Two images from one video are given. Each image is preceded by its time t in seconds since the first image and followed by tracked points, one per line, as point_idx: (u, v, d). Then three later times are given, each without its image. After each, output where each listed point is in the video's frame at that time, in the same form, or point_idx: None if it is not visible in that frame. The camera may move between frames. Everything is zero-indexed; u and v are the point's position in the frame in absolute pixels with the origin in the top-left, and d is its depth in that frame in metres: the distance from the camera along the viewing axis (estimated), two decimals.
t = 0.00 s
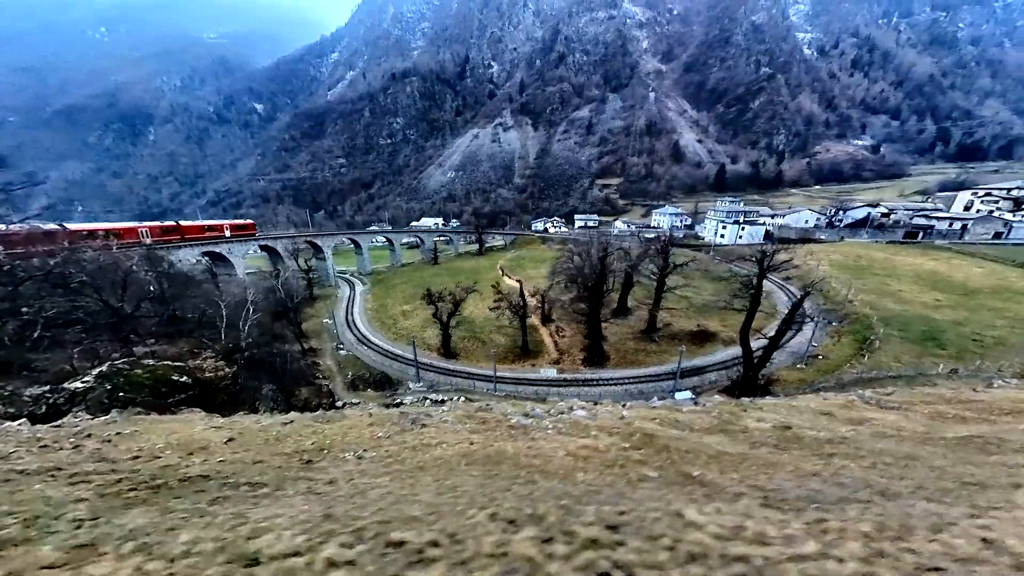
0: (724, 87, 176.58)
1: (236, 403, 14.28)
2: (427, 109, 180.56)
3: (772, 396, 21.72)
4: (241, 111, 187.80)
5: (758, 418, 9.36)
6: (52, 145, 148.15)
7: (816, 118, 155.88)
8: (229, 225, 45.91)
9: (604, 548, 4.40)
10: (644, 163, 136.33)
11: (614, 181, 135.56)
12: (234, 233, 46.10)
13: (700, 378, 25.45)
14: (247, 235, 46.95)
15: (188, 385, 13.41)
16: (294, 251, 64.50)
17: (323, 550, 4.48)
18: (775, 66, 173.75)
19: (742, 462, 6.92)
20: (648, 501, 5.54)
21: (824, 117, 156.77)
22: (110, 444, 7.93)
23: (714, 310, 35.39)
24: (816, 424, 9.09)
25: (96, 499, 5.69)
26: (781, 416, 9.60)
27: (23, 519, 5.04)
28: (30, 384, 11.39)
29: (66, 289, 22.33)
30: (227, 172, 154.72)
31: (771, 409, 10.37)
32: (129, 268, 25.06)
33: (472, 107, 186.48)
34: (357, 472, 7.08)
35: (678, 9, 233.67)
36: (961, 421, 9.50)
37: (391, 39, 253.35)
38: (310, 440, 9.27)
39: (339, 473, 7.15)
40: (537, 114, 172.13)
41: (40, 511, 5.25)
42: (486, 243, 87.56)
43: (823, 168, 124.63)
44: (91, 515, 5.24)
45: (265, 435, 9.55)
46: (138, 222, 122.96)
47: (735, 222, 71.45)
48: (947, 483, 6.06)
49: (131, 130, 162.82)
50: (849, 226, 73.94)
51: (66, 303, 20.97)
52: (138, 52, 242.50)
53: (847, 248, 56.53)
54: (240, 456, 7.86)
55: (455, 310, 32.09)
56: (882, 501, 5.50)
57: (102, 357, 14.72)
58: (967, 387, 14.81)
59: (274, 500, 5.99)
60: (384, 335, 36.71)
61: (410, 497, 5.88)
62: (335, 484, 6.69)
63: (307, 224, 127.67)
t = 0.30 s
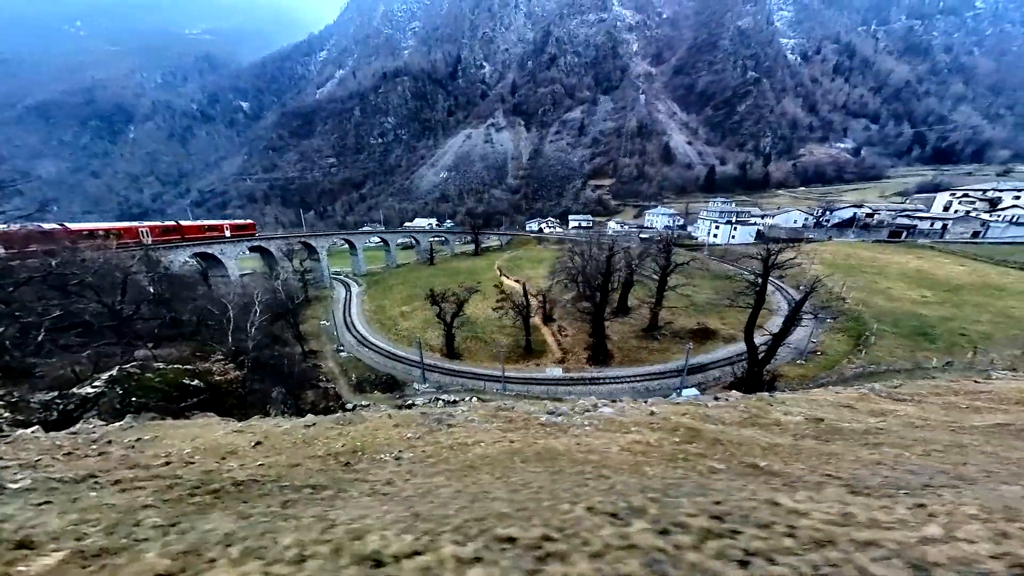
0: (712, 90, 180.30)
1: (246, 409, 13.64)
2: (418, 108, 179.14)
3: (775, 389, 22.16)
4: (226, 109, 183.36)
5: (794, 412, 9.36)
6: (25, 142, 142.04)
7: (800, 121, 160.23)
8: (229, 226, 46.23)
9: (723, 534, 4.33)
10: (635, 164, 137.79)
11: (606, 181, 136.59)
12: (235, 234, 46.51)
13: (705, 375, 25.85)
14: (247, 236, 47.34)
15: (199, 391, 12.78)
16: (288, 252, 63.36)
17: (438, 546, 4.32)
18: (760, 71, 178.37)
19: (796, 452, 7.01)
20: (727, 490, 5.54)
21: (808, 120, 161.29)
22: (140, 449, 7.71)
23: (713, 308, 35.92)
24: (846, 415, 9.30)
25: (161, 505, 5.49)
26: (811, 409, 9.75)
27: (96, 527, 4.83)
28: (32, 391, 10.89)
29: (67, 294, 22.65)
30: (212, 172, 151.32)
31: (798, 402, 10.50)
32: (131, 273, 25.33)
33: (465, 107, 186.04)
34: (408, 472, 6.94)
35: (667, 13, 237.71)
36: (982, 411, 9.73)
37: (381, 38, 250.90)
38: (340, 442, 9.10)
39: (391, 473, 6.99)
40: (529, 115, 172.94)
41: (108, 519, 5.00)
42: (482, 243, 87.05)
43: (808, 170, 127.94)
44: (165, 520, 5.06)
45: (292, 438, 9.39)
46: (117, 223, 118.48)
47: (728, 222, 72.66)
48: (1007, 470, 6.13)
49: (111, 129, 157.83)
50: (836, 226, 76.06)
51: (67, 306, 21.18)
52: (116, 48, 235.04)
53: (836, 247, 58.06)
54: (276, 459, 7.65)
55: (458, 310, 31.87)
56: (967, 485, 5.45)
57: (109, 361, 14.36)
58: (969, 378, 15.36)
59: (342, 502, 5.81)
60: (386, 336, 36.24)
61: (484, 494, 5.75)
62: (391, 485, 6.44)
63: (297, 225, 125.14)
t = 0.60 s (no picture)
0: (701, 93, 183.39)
1: (259, 411, 13.31)
2: (410, 108, 177.71)
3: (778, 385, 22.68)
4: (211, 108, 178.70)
5: (823, 405, 9.66)
6: None
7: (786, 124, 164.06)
8: (230, 226, 46.70)
9: (832, 519, 4.39)
10: (627, 166, 139.40)
11: (599, 183, 137.65)
12: (236, 234, 47.07)
13: (708, 372, 26.32)
14: (248, 236, 47.97)
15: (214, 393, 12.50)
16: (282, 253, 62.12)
17: (558, 540, 4.27)
18: (746, 75, 182.28)
19: (843, 441, 7.19)
20: (803, 479, 5.61)
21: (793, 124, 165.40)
22: (174, 456, 7.45)
23: (712, 306, 36.57)
24: (871, 407, 9.60)
25: (237, 509, 5.29)
26: (837, 402, 10.03)
27: (184, 531, 4.64)
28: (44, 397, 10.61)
29: (68, 296, 22.44)
30: (197, 172, 147.34)
31: (820, 396, 10.84)
32: (128, 274, 24.92)
33: (457, 107, 185.35)
34: (464, 471, 6.85)
35: (657, 17, 241.32)
36: (996, 400, 10.19)
37: (371, 37, 248.30)
38: (373, 444, 8.92)
39: (447, 473, 6.89)
40: (522, 116, 173.31)
41: (190, 525, 4.78)
42: (479, 244, 86.74)
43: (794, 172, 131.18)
44: (249, 524, 4.88)
45: (321, 441, 9.16)
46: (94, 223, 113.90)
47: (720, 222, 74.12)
48: None
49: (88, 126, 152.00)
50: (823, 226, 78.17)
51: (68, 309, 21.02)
52: (93, 43, 226.63)
53: (824, 246, 59.71)
54: (320, 463, 7.46)
55: (463, 311, 31.64)
56: None
57: (118, 365, 14.17)
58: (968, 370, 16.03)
59: (417, 500, 5.68)
60: (387, 338, 35.69)
61: (560, 490, 5.71)
62: (457, 483, 6.33)
63: (286, 226, 122.62)
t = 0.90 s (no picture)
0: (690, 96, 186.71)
1: (278, 415, 12.93)
2: (401, 109, 176.39)
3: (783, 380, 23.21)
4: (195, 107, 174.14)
5: (847, 397, 10.01)
6: None
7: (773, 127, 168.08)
8: (230, 228, 46.52)
9: (935, 499, 4.52)
10: (619, 167, 140.90)
11: (591, 184, 138.85)
12: (236, 236, 46.83)
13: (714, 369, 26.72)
14: (249, 238, 47.78)
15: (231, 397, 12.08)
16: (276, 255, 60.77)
17: (682, 526, 4.27)
18: (733, 79, 186.53)
19: (890, 430, 7.43)
20: (875, 465, 5.77)
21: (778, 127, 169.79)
22: (210, 460, 7.23)
23: (711, 305, 37.16)
24: (889, 397, 10.03)
25: (326, 509, 5.19)
26: (858, 394, 10.38)
27: (295, 532, 4.54)
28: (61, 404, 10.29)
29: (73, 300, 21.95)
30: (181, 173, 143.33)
31: (840, 389, 11.20)
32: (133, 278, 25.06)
33: (449, 108, 184.85)
34: (523, 467, 6.84)
35: (646, 21, 245.12)
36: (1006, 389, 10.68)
37: (361, 37, 245.82)
38: (408, 445, 8.84)
39: (506, 469, 6.88)
40: (514, 117, 173.92)
41: (291, 527, 4.64)
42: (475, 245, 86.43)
43: (780, 174, 134.48)
44: (349, 523, 4.78)
45: (354, 444, 8.95)
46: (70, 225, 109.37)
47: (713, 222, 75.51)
48: None
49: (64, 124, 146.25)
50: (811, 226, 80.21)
51: (74, 310, 20.84)
52: (67, 38, 218.09)
53: (814, 245, 61.28)
54: (367, 464, 7.35)
55: (467, 311, 31.50)
56: None
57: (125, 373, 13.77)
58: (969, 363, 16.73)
59: (496, 495, 5.65)
60: (388, 340, 35.15)
61: (639, 482, 5.73)
62: (525, 479, 6.29)
63: (275, 228, 120.01)
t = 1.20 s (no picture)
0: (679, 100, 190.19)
1: (298, 413, 12.52)
2: (393, 110, 175.09)
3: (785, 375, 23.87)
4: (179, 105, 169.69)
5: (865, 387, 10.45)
6: None
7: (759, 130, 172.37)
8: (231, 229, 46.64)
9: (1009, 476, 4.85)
10: (611, 169, 142.62)
11: (584, 185, 140.09)
12: (237, 236, 46.71)
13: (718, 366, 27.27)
14: (250, 238, 47.69)
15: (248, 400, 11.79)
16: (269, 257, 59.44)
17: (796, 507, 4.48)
18: (720, 83, 190.71)
19: (922, 417, 7.84)
20: (939, 450, 6.01)
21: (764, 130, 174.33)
22: (248, 462, 7.23)
23: (710, 304, 37.78)
24: (907, 388, 10.47)
25: (417, 506, 5.28)
26: (873, 385, 10.87)
27: (410, 528, 4.66)
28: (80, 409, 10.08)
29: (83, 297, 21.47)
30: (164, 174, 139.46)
31: (855, 381, 11.64)
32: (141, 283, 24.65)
33: (441, 109, 184.13)
34: (578, 461, 6.96)
35: (635, 25, 249.06)
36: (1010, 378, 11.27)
37: (351, 37, 243.27)
38: (442, 444, 8.78)
39: (558, 463, 6.98)
40: (506, 119, 174.51)
41: (402, 522, 4.81)
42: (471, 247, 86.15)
43: (767, 176, 137.86)
44: (453, 517, 4.90)
45: (388, 444, 8.86)
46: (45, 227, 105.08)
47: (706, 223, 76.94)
48: None
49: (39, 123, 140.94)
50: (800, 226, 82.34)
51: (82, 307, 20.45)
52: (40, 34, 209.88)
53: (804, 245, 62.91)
54: (413, 463, 7.34)
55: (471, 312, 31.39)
56: None
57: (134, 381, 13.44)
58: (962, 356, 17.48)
59: (576, 486, 5.74)
60: (390, 343, 34.62)
61: (710, 470, 5.93)
62: (587, 472, 6.41)
63: (264, 229, 117.43)
